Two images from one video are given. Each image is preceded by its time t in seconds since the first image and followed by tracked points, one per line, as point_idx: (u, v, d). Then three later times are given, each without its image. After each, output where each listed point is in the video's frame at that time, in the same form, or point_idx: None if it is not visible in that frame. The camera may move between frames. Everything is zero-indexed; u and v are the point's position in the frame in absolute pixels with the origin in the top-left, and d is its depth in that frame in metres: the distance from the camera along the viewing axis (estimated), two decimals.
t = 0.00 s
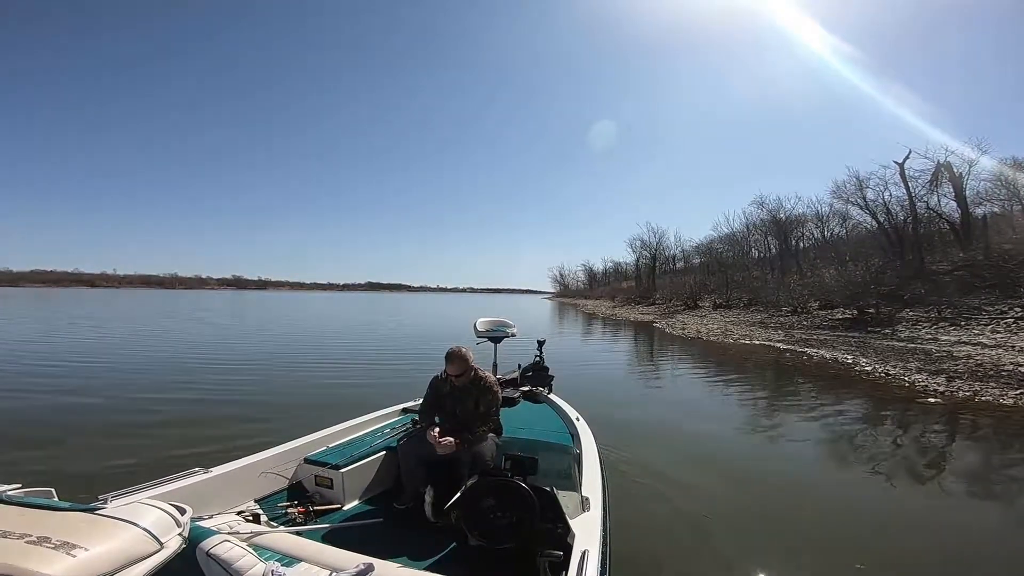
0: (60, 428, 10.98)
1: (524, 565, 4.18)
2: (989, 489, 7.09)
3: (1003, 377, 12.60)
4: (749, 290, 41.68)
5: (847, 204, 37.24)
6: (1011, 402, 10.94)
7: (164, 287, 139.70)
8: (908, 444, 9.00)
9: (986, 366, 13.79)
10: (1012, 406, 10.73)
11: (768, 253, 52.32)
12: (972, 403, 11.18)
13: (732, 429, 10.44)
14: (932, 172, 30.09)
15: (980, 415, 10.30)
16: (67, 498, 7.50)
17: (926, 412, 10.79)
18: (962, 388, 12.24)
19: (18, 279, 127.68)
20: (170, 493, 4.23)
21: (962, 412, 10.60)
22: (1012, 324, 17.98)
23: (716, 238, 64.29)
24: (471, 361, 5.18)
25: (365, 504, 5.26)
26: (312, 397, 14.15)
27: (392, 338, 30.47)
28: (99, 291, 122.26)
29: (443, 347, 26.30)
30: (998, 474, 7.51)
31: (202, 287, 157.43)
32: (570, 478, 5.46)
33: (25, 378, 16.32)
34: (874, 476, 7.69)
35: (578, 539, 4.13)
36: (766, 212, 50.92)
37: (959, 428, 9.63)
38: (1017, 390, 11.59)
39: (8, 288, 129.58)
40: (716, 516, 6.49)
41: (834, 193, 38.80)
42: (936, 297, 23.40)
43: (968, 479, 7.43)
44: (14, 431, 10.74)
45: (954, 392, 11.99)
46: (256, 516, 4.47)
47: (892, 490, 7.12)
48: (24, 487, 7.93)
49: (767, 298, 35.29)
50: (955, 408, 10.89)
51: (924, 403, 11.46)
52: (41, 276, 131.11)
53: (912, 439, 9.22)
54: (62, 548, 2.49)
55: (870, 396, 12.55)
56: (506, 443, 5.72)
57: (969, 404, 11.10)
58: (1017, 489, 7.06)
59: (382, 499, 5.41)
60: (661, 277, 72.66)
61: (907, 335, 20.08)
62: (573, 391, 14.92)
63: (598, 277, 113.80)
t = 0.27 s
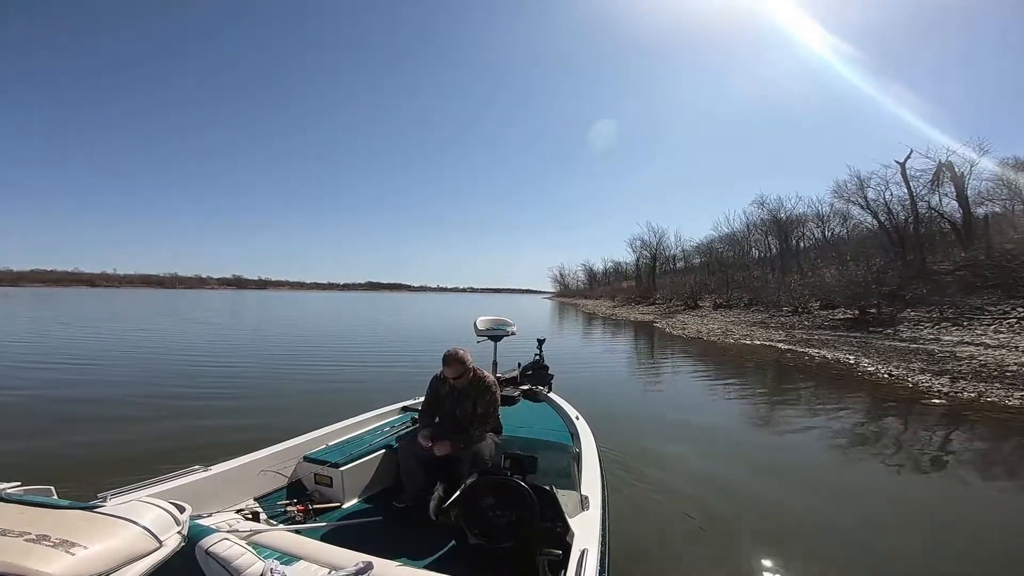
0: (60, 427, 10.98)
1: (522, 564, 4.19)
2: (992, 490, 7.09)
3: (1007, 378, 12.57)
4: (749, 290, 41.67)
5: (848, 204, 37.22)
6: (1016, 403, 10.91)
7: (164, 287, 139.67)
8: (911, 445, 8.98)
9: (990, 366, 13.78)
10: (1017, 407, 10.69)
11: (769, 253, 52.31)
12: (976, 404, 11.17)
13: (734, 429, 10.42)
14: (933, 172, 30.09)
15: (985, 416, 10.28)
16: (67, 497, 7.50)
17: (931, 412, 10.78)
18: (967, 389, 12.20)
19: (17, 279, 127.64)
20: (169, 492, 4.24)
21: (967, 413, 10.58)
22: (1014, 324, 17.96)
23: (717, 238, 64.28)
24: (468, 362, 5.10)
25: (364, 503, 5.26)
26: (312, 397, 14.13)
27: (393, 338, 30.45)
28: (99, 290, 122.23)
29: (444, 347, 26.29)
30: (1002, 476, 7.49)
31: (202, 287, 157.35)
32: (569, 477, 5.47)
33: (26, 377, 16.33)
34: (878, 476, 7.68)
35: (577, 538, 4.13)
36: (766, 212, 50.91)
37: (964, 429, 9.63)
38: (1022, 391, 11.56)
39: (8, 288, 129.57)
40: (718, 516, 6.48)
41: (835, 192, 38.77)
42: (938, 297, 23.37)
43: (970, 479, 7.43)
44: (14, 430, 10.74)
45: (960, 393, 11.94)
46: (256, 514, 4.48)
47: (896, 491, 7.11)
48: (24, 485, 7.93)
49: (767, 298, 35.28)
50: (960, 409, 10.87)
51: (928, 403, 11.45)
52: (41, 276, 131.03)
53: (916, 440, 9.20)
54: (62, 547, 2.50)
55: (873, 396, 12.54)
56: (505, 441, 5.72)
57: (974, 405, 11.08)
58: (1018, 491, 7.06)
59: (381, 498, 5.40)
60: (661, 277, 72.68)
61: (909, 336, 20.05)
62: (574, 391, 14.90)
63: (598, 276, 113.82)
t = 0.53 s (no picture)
0: (62, 426, 10.99)
1: (522, 564, 4.19)
2: (995, 491, 7.07)
3: (1012, 379, 12.55)
4: (750, 290, 41.70)
5: (848, 204, 37.21)
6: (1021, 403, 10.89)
7: (164, 287, 139.86)
8: (915, 445, 8.96)
9: (995, 367, 13.76)
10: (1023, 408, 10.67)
11: (769, 253, 52.36)
12: (981, 404, 11.15)
13: (736, 430, 10.41)
14: (934, 171, 30.11)
15: (990, 417, 10.27)
16: (68, 496, 7.50)
17: (936, 413, 10.77)
18: (971, 390, 12.17)
19: (18, 279, 127.82)
20: (169, 491, 4.24)
21: (972, 414, 10.57)
22: (1017, 324, 17.99)
23: (717, 237, 64.30)
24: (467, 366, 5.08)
25: (364, 502, 5.26)
26: (313, 396, 14.15)
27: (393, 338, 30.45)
28: (99, 290, 122.21)
29: (445, 347, 26.31)
30: (1004, 478, 7.50)
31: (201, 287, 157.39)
32: (569, 476, 5.46)
33: (28, 376, 16.35)
34: (883, 477, 7.67)
35: (577, 538, 4.12)
36: (767, 211, 50.98)
37: (968, 429, 9.62)
38: None
39: (8, 288, 129.58)
40: (719, 516, 6.51)
41: (835, 192, 38.76)
42: (940, 297, 23.36)
43: (972, 480, 7.43)
44: (15, 429, 10.74)
45: (964, 393, 11.93)
46: (255, 514, 4.49)
47: (900, 493, 7.10)
48: (25, 484, 7.93)
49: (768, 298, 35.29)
50: (964, 409, 10.85)
51: (933, 404, 11.44)
52: (41, 276, 131.05)
53: (920, 441, 9.18)
54: (61, 545, 2.50)
55: (876, 397, 12.52)
56: (505, 440, 5.71)
57: (978, 405, 11.07)
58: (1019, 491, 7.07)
59: (380, 498, 5.39)
60: (661, 277, 72.72)
61: (911, 336, 20.12)
62: (576, 391, 14.89)
63: (598, 276, 113.86)
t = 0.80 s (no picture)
0: (64, 426, 11.01)
1: (522, 563, 4.19)
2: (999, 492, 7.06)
3: (1017, 380, 12.51)
4: (750, 290, 41.71)
5: (849, 203, 37.20)
6: None
7: (164, 287, 140.02)
8: (919, 447, 8.93)
9: (1000, 367, 13.73)
10: None
11: (770, 253, 52.35)
12: (986, 405, 11.11)
13: (737, 430, 10.41)
14: (935, 171, 30.10)
15: (995, 417, 10.23)
16: (70, 496, 7.51)
17: (940, 414, 10.75)
18: (976, 390, 12.15)
19: (18, 279, 127.98)
20: (169, 490, 4.24)
21: (976, 414, 10.54)
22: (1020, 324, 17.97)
23: (717, 237, 64.37)
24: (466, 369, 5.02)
25: (364, 502, 5.26)
26: (314, 395, 14.17)
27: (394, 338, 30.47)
28: (100, 290, 122.37)
29: (446, 347, 26.32)
30: (1006, 478, 7.49)
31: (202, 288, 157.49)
32: (570, 476, 5.45)
33: (30, 376, 16.39)
34: (887, 478, 7.65)
35: (577, 538, 4.12)
36: (767, 211, 50.97)
37: (973, 430, 9.60)
38: None
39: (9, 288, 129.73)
40: (720, 516, 6.52)
41: (836, 191, 38.75)
42: (942, 297, 23.34)
43: (973, 480, 7.43)
44: (17, 430, 10.76)
45: (969, 394, 11.91)
46: (255, 514, 4.49)
47: (904, 494, 7.07)
48: (27, 484, 7.94)
49: (769, 298, 35.30)
50: (969, 410, 10.81)
51: (937, 404, 11.41)
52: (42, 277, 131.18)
53: (924, 441, 9.16)
54: (61, 545, 2.50)
55: (879, 398, 12.50)
56: (505, 440, 5.71)
57: (982, 406, 11.03)
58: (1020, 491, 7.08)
59: (380, 498, 5.39)
60: (662, 277, 72.77)
61: (914, 336, 20.12)
62: (577, 391, 14.89)
63: (599, 276, 113.94)
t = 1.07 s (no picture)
0: (66, 426, 11.03)
1: (522, 563, 4.20)
2: (1001, 492, 7.06)
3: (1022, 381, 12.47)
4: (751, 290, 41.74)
5: (850, 203, 37.19)
6: None
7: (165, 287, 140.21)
8: (923, 448, 8.89)
9: (1005, 368, 13.68)
10: None
11: (770, 253, 52.36)
12: (990, 405, 11.08)
13: (738, 431, 10.41)
14: (936, 170, 30.08)
15: (999, 418, 10.21)
16: (72, 497, 7.53)
17: (944, 414, 10.73)
18: (981, 391, 12.11)
19: (19, 279, 128.16)
20: (171, 491, 4.25)
21: (980, 415, 10.51)
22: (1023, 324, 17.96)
23: (717, 237, 64.37)
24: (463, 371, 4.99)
25: (364, 503, 5.26)
26: (316, 395, 14.20)
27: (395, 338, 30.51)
28: (99, 290, 122.39)
29: (447, 347, 26.33)
30: (1009, 479, 7.49)
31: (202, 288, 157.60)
32: (570, 477, 5.45)
33: (32, 376, 16.43)
34: (888, 478, 7.68)
35: (578, 539, 4.11)
36: (768, 211, 50.97)
37: (975, 431, 9.60)
38: None
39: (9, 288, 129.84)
40: (723, 517, 6.51)
41: (837, 191, 38.73)
42: (945, 297, 23.32)
43: (975, 481, 7.43)
44: (19, 429, 10.78)
45: (974, 395, 11.87)
46: (256, 514, 4.49)
47: (907, 494, 7.08)
48: (28, 484, 7.95)
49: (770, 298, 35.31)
50: (973, 411, 10.79)
51: (941, 406, 11.39)
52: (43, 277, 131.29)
53: (926, 442, 9.15)
54: (62, 546, 2.50)
55: (882, 399, 12.48)
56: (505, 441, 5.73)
57: (987, 407, 10.99)
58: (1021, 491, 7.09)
59: (380, 498, 5.40)
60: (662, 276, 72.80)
61: (916, 336, 20.12)
62: (578, 392, 14.89)
63: (599, 276, 113.96)
